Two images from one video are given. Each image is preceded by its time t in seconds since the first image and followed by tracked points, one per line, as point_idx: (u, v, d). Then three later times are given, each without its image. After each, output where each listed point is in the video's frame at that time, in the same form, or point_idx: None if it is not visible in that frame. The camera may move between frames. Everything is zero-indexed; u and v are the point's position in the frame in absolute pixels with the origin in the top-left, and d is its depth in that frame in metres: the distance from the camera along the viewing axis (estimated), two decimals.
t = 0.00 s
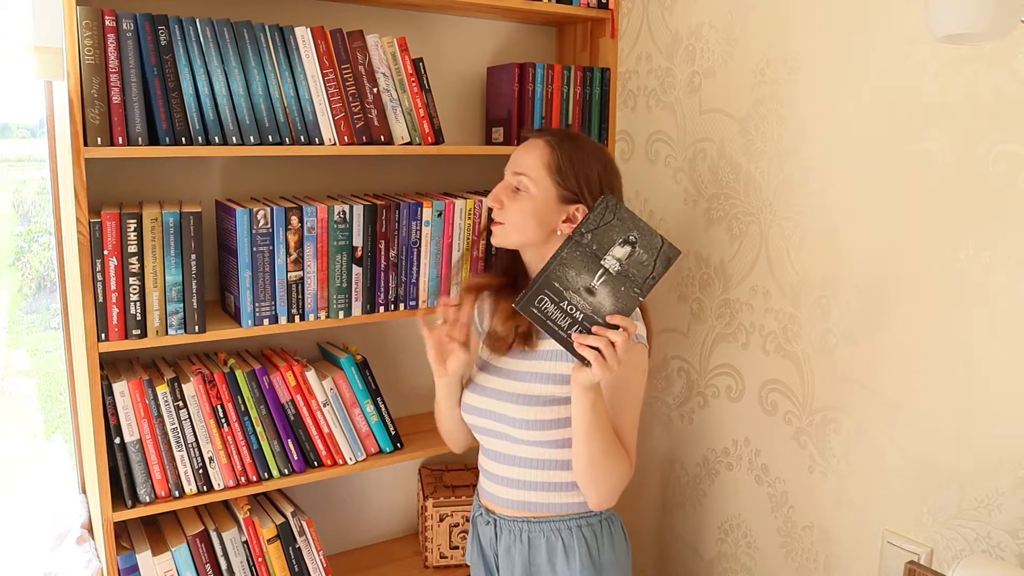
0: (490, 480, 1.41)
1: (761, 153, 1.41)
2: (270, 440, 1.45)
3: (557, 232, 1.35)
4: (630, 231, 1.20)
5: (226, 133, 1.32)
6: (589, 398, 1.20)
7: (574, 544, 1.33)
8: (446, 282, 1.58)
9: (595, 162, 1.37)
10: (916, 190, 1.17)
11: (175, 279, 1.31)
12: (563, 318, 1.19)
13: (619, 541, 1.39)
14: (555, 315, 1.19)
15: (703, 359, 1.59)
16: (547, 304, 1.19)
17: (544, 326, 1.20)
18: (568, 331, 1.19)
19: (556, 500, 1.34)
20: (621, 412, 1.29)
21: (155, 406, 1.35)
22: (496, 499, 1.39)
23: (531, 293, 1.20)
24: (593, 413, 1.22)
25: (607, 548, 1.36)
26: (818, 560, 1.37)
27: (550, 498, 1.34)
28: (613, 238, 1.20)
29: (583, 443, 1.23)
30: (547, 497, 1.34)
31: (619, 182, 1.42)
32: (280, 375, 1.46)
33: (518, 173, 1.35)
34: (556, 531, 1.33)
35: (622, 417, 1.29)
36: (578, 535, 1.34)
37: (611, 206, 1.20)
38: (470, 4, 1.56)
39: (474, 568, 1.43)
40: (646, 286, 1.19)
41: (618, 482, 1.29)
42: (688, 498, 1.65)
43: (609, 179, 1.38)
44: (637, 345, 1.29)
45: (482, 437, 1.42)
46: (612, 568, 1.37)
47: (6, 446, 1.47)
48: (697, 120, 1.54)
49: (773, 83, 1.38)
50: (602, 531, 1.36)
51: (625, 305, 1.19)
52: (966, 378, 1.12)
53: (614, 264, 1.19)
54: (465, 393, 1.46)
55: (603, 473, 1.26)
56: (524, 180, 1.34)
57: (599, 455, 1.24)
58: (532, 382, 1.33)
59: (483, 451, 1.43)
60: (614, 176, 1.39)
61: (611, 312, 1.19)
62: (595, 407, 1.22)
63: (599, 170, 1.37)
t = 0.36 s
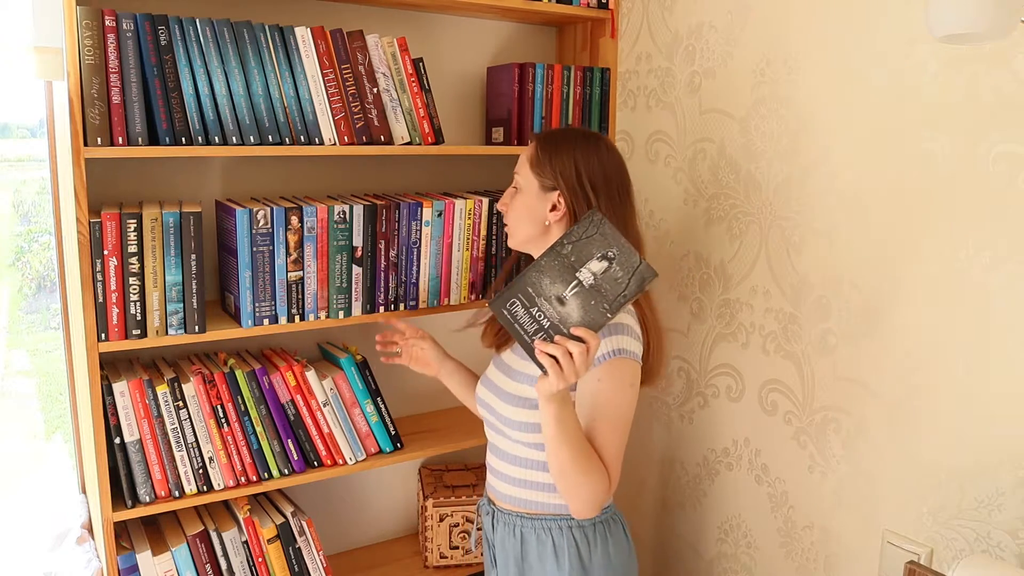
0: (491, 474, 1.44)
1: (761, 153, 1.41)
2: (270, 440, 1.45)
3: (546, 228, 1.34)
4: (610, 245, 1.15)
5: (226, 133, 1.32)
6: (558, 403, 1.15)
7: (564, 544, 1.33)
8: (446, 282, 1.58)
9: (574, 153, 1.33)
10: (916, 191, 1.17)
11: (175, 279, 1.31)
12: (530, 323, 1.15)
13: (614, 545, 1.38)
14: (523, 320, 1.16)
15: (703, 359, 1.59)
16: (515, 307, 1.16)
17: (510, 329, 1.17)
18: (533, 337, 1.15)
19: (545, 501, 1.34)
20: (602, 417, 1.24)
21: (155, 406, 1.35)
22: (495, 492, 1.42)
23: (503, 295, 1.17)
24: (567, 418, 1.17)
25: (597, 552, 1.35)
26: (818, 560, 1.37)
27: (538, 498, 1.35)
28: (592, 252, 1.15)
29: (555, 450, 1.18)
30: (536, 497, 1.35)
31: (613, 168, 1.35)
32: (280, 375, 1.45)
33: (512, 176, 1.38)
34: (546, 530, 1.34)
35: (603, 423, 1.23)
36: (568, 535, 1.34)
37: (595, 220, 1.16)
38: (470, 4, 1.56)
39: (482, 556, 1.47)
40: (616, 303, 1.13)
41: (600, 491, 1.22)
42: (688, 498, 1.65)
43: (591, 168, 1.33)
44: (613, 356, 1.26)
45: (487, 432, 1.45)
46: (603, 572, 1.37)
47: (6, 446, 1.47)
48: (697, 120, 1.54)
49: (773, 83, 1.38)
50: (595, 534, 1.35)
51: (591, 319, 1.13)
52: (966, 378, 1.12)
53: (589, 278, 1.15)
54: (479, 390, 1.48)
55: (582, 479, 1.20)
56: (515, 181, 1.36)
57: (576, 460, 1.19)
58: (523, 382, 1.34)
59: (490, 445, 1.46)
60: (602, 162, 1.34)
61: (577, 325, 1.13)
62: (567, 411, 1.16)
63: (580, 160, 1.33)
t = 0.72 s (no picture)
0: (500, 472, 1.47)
1: (761, 153, 1.41)
2: (270, 440, 1.45)
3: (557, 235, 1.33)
4: (546, 261, 1.13)
5: (226, 133, 1.32)
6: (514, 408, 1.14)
7: (551, 545, 1.33)
8: (446, 282, 1.58)
9: (576, 160, 1.29)
10: (917, 192, 1.17)
11: (175, 279, 1.31)
12: (482, 338, 1.18)
13: (603, 554, 1.36)
14: (476, 335, 1.19)
15: (703, 359, 1.59)
16: (473, 323, 1.20)
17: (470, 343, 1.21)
18: (483, 352, 1.17)
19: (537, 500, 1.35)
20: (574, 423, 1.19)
21: (155, 406, 1.35)
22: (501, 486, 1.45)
23: (463, 311, 1.22)
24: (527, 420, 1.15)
25: (582, 559, 1.34)
26: (818, 560, 1.37)
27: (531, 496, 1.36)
28: (533, 268, 1.14)
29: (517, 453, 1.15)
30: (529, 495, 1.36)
31: (621, 170, 1.30)
32: (280, 375, 1.45)
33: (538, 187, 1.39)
34: (535, 529, 1.34)
35: (576, 431, 1.18)
36: (554, 536, 1.33)
37: (538, 234, 1.15)
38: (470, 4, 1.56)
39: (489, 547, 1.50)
40: (550, 321, 1.10)
41: (572, 498, 1.17)
42: (688, 498, 1.65)
43: (594, 172, 1.28)
44: (590, 379, 1.20)
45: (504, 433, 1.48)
46: None
47: (6, 446, 1.47)
48: (697, 119, 1.54)
49: (773, 84, 1.38)
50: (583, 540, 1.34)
51: (529, 337, 1.12)
52: (967, 378, 1.12)
53: (529, 295, 1.13)
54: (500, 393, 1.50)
55: (548, 482, 1.16)
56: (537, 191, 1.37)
57: (539, 462, 1.16)
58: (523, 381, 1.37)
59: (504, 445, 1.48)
60: (604, 164, 1.29)
61: (515, 342, 1.13)
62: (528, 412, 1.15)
63: (582, 164, 1.29)
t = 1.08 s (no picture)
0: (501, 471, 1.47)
1: (761, 153, 1.41)
2: (270, 440, 1.45)
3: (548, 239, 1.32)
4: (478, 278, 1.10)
5: (226, 133, 1.32)
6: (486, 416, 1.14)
7: (544, 543, 1.33)
8: (446, 282, 1.58)
9: (556, 165, 1.24)
10: (917, 192, 1.17)
11: (175, 279, 1.31)
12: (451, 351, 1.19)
13: (596, 555, 1.35)
14: (447, 347, 1.20)
15: (703, 359, 1.59)
16: (447, 338, 1.21)
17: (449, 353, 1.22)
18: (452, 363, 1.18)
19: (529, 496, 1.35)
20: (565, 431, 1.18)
21: (155, 406, 1.35)
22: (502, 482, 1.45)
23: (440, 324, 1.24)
24: (507, 422, 1.16)
25: (574, 558, 1.33)
26: (818, 560, 1.37)
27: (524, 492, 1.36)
28: (474, 285, 1.11)
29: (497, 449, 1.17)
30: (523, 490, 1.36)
31: (601, 175, 1.22)
32: (280, 375, 1.45)
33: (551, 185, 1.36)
34: (528, 526, 1.35)
35: (558, 435, 1.19)
36: (547, 536, 1.33)
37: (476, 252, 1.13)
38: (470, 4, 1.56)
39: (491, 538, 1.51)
40: (484, 339, 1.06)
41: (550, 499, 1.18)
42: (688, 498, 1.65)
43: (572, 177, 1.23)
44: (566, 387, 1.19)
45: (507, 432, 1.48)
46: None
47: (6, 446, 1.47)
48: (697, 119, 1.54)
49: (773, 84, 1.38)
50: (575, 542, 1.33)
51: (476, 352, 1.09)
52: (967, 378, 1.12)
53: (472, 312, 1.11)
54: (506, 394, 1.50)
55: (528, 481, 1.17)
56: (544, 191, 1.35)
57: (521, 462, 1.17)
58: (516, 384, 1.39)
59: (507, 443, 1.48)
60: (583, 170, 1.22)
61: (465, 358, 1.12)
62: (508, 416, 1.15)
63: (564, 169, 1.24)
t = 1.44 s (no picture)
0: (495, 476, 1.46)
1: (761, 153, 1.41)
2: (270, 440, 1.45)
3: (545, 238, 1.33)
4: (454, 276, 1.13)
5: (226, 133, 1.32)
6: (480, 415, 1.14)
7: (537, 542, 1.34)
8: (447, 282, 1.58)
9: (551, 166, 1.26)
10: (917, 192, 1.17)
11: (175, 279, 1.31)
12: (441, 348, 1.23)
13: (588, 555, 1.35)
14: (439, 345, 1.24)
15: (703, 360, 1.59)
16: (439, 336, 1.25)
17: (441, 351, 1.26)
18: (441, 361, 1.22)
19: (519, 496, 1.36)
20: (552, 430, 1.18)
21: (155, 406, 1.35)
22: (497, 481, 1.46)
23: (436, 322, 1.28)
24: (492, 418, 1.16)
25: (565, 558, 1.33)
26: (818, 560, 1.37)
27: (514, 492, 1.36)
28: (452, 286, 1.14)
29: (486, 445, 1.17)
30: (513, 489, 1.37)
31: (589, 176, 1.22)
32: (280, 375, 1.45)
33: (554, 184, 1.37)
34: (520, 525, 1.35)
35: (547, 435, 1.19)
36: (539, 535, 1.33)
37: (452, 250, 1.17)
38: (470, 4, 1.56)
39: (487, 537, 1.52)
40: (457, 337, 1.09)
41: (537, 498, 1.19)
42: (688, 498, 1.65)
43: (564, 178, 1.24)
44: (551, 386, 1.20)
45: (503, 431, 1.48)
46: None
47: (6, 446, 1.47)
48: (697, 119, 1.54)
49: (773, 84, 1.38)
50: (567, 542, 1.33)
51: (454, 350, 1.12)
52: (967, 377, 1.12)
53: (451, 313, 1.14)
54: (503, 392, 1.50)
55: (516, 480, 1.18)
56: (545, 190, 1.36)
57: (507, 460, 1.17)
58: (510, 383, 1.39)
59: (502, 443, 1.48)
60: (576, 172, 1.23)
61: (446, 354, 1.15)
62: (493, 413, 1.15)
63: (559, 170, 1.25)
